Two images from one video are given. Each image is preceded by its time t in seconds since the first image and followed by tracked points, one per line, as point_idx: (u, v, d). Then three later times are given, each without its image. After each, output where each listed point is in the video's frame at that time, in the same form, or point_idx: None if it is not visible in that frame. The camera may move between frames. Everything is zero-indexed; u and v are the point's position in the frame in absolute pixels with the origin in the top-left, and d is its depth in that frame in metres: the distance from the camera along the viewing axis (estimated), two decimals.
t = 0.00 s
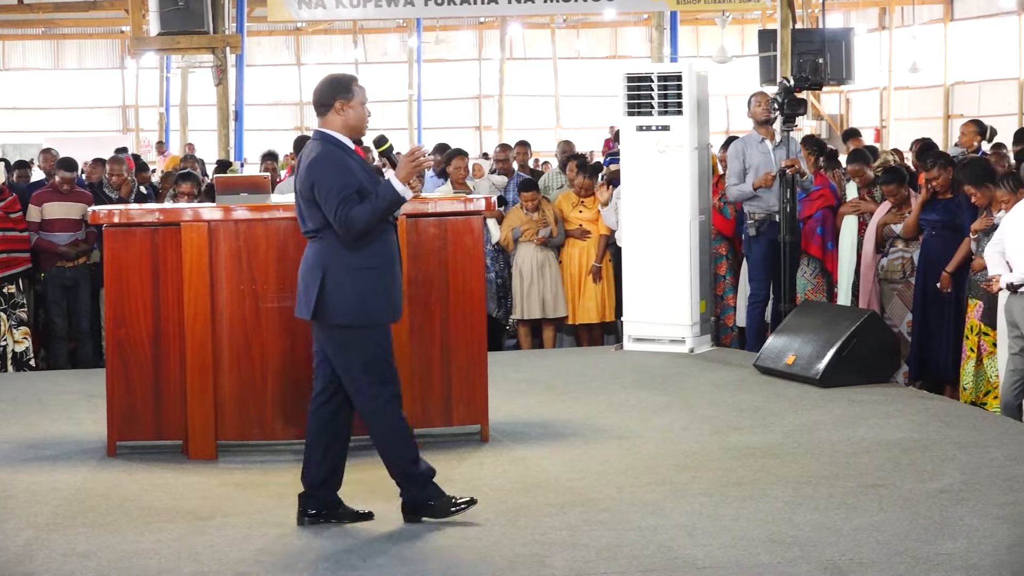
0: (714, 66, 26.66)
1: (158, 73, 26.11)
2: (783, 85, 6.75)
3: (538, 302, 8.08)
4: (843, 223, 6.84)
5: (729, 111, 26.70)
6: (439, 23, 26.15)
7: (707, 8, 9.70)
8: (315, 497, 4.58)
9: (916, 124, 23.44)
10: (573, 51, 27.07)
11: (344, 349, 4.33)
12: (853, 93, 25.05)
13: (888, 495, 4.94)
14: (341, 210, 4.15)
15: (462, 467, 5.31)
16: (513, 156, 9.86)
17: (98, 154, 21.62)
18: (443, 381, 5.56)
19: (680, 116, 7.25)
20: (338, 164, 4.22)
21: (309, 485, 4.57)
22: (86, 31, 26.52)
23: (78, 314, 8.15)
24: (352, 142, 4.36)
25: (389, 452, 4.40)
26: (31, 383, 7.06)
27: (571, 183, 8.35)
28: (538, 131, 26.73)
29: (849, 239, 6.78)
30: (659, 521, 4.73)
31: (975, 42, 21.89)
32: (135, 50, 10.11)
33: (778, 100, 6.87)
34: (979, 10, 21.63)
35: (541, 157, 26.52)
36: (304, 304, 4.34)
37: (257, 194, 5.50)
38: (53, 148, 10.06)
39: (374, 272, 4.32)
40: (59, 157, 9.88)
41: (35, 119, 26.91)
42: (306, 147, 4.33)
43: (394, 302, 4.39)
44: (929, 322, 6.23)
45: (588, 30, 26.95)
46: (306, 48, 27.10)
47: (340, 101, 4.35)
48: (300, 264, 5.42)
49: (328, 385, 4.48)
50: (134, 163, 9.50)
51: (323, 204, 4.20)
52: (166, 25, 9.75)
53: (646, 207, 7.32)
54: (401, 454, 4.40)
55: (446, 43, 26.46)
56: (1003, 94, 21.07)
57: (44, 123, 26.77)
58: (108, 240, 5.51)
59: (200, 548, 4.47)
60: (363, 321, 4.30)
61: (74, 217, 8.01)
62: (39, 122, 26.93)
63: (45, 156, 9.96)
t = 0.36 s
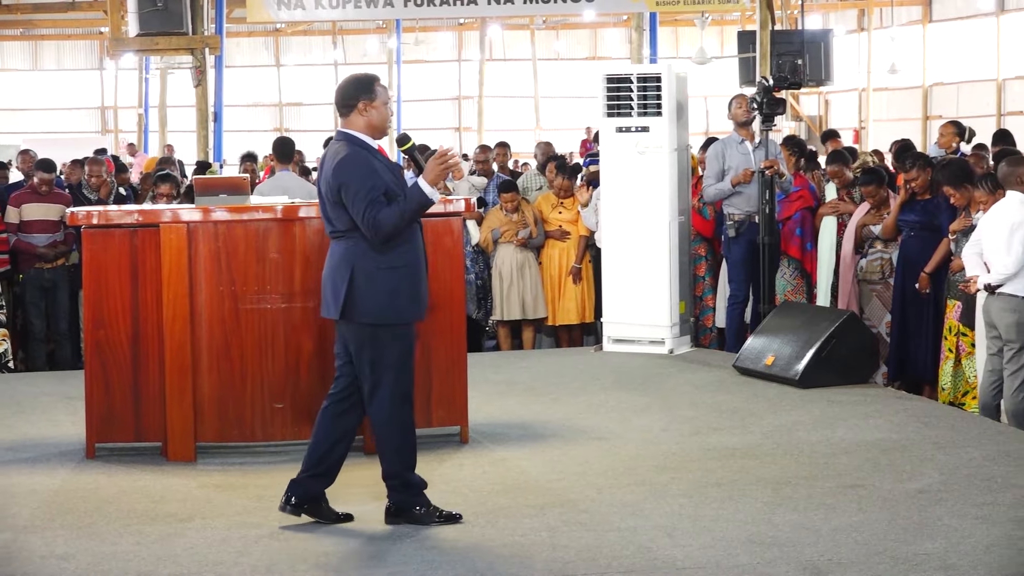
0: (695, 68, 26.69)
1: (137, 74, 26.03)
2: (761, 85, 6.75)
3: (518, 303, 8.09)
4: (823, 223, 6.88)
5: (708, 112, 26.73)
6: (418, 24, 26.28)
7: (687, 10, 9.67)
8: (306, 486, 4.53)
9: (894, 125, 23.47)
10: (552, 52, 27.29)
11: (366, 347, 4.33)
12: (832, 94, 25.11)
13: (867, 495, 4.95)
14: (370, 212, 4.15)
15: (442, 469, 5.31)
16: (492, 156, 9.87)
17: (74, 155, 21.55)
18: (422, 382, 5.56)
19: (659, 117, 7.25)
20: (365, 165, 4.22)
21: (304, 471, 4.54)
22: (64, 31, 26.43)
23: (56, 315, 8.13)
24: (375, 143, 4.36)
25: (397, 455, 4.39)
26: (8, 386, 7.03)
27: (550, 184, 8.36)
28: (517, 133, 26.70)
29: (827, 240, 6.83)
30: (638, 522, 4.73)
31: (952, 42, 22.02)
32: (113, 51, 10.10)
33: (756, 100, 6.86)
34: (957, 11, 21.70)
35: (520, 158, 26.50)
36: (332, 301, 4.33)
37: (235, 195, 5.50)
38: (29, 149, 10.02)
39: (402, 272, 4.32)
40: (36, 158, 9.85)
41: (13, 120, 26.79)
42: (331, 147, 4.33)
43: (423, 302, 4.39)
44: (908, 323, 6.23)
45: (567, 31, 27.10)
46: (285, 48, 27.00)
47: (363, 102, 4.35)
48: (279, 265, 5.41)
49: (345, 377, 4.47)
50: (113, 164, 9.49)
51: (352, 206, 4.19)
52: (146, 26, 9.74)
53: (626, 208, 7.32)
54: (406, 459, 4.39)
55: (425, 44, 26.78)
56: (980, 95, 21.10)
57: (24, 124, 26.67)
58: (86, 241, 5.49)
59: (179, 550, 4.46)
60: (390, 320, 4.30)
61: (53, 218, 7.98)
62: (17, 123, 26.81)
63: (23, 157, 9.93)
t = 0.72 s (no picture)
0: (671, 70, 26.82)
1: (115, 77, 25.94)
2: (736, 85, 6.68)
3: (496, 305, 8.08)
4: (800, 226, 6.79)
5: (687, 115, 26.76)
6: (396, 27, 26.22)
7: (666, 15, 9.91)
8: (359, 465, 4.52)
9: (871, 128, 23.56)
10: (530, 56, 27.13)
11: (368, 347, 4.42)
12: (810, 97, 25.19)
13: (845, 498, 4.96)
14: (383, 216, 4.21)
15: (420, 472, 5.31)
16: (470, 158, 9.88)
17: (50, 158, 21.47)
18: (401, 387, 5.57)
19: (637, 120, 7.26)
20: (378, 168, 4.29)
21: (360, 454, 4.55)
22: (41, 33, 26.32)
23: (33, 319, 8.11)
24: (388, 143, 4.48)
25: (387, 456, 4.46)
26: None
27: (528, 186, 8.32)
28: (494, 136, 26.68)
29: (805, 242, 6.74)
30: (617, 524, 4.73)
31: (930, 47, 22.09)
32: (90, 54, 10.20)
33: (731, 100, 6.82)
34: (934, 15, 21.82)
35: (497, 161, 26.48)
36: (338, 300, 4.43)
37: (213, 199, 5.50)
38: (6, 152, 10.00)
39: (410, 276, 4.40)
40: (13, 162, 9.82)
41: None
42: (343, 146, 4.41)
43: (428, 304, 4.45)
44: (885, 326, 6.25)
45: (544, 34, 26.99)
46: (262, 51, 26.89)
47: (374, 103, 4.47)
48: (257, 268, 5.41)
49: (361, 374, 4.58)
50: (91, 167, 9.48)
51: (367, 208, 4.26)
52: (123, 28, 9.78)
53: (605, 212, 7.33)
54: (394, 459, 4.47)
55: (403, 46, 26.52)
56: (958, 99, 21.11)
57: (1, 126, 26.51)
58: (63, 244, 5.48)
59: (157, 553, 4.45)
60: (392, 320, 4.37)
61: (29, 221, 7.98)
62: None
63: None
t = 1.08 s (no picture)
0: (645, 74, 27.08)
1: (89, 80, 25.90)
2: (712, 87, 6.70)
3: (471, 308, 8.10)
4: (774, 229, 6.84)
5: (660, 118, 26.98)
6: (369, 30, 26.58)
7: (638, 15, 10.35)
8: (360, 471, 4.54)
9: (844, 131, 24.15)
10: (504, 59, 27.29)
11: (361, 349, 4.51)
12: (782, 101, 25.51)
13: (818, 500, 4.97)
14: (421, 223, 4.38)
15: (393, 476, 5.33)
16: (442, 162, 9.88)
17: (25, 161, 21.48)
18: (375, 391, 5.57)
19: (611, 123, 7.26)
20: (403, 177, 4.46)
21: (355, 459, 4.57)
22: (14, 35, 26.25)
23: (4, 324, 8.10)
24: (386, 145, 4.54)
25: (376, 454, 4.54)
26: None
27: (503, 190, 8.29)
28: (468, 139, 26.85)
29: (779, 245, 6.77)
30: (591, 527, 4.73)
31: (904, 49, 22.76)
32: (63, 58, 10.26)
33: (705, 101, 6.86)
34: (909, 18, 22.56)
35: (472, 164, 26.66)
36: (335, 302, 4.49)
37: (186, 202, 5.47)
38: None
39: (409, 281, 4.51)
40: None
41: None
42: (355, 153, 4.45)
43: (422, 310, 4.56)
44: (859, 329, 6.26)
45: (519, 37, 27.21)
46: (236, 55, 27.03)
47: (371, 107, 4.49)
48: (231, 272, 5.40)
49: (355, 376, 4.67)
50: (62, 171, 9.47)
51: (387, 215, 4.36)
52: (97, 31, 9.92)
53: (581, 215, 7.32)
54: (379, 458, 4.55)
55: (378, 49, 26.94)
56: (931, 102, 21.86)
57: None
58: (36, 248, 5.46)
59: (129, 557, 4.43)
60: (389, 323, 4.47)
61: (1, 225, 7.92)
62: None
63: None
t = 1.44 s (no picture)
0: (616, 76, 27.17)
1: (58, 82, 25.85)
2: (685, 86, 6.80)
3: (441, 311, 8.12)
4: (745, 231, 6.90)
5: (630, 120, 27.10)
6: (340, 33, 26.73)
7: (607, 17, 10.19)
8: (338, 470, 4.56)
9: (815, 134, 24.02)
10: (475, 61, 27.28)
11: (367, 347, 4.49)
12: (752, 104, 25.69)
13: (788, 502, 4.98)
14: (429, 226, 4.39)
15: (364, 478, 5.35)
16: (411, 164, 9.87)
17: None
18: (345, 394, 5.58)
19: (581, 126, 7.27)
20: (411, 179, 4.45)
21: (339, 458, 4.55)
22: None
23: None
24: (393, 146, 4.54)
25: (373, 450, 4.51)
26: None
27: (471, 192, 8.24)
28: (441, 142, 26.95)
29: (751, 246, 6.85)
30: (561, 529, 4.73)
31: (873, 52, 22.94)
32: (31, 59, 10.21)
33: (679, 101, 6.96)
34: (878, 21, 22.72)
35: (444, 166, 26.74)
36: (347, 303, 4.49)
37: (157, 204, 5.48)
38: None
39: (418, 282, 4.52)
40: None
41: None
42: (364, 154, 4.43)
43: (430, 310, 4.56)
44: (829, 333, 6.25)
45: (489, 40, 27.24)
46: (206, 57, 27.05)
47: (377, 109, 4.52)
48: (201, 274, 5.39)
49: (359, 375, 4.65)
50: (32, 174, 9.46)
51: (398, 216, 4.36)
52: (65, 33, 9.89)
53: (553, 217, 7.33)
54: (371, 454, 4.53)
55: (348, 52, 27.00)
56: (901, 104, 22.00)
57: None
58: (5, 250, 5.43)
59: (98, 561, 4.42)
60: (398, 323, 4.46)
61: None
62: None
63: None
